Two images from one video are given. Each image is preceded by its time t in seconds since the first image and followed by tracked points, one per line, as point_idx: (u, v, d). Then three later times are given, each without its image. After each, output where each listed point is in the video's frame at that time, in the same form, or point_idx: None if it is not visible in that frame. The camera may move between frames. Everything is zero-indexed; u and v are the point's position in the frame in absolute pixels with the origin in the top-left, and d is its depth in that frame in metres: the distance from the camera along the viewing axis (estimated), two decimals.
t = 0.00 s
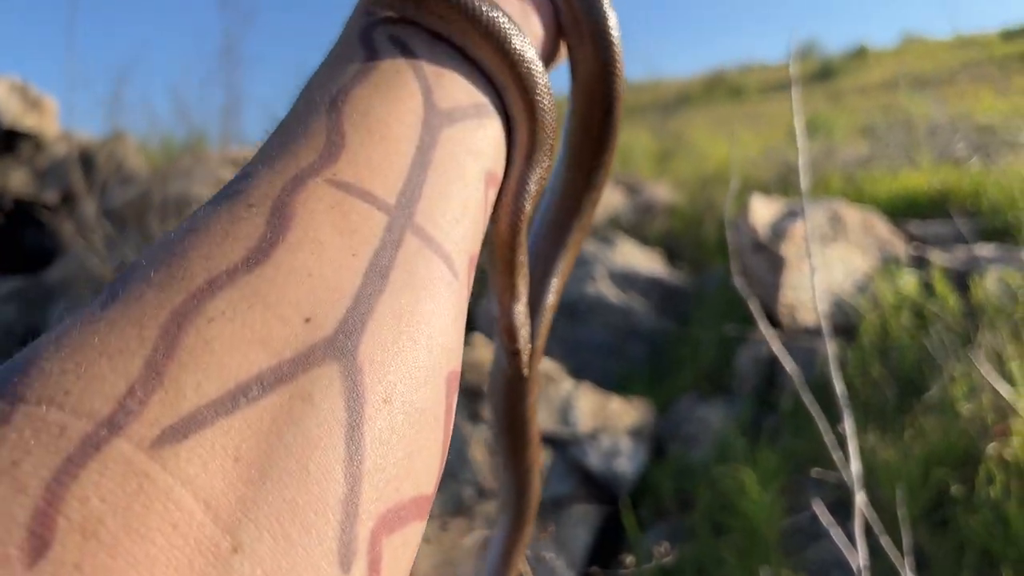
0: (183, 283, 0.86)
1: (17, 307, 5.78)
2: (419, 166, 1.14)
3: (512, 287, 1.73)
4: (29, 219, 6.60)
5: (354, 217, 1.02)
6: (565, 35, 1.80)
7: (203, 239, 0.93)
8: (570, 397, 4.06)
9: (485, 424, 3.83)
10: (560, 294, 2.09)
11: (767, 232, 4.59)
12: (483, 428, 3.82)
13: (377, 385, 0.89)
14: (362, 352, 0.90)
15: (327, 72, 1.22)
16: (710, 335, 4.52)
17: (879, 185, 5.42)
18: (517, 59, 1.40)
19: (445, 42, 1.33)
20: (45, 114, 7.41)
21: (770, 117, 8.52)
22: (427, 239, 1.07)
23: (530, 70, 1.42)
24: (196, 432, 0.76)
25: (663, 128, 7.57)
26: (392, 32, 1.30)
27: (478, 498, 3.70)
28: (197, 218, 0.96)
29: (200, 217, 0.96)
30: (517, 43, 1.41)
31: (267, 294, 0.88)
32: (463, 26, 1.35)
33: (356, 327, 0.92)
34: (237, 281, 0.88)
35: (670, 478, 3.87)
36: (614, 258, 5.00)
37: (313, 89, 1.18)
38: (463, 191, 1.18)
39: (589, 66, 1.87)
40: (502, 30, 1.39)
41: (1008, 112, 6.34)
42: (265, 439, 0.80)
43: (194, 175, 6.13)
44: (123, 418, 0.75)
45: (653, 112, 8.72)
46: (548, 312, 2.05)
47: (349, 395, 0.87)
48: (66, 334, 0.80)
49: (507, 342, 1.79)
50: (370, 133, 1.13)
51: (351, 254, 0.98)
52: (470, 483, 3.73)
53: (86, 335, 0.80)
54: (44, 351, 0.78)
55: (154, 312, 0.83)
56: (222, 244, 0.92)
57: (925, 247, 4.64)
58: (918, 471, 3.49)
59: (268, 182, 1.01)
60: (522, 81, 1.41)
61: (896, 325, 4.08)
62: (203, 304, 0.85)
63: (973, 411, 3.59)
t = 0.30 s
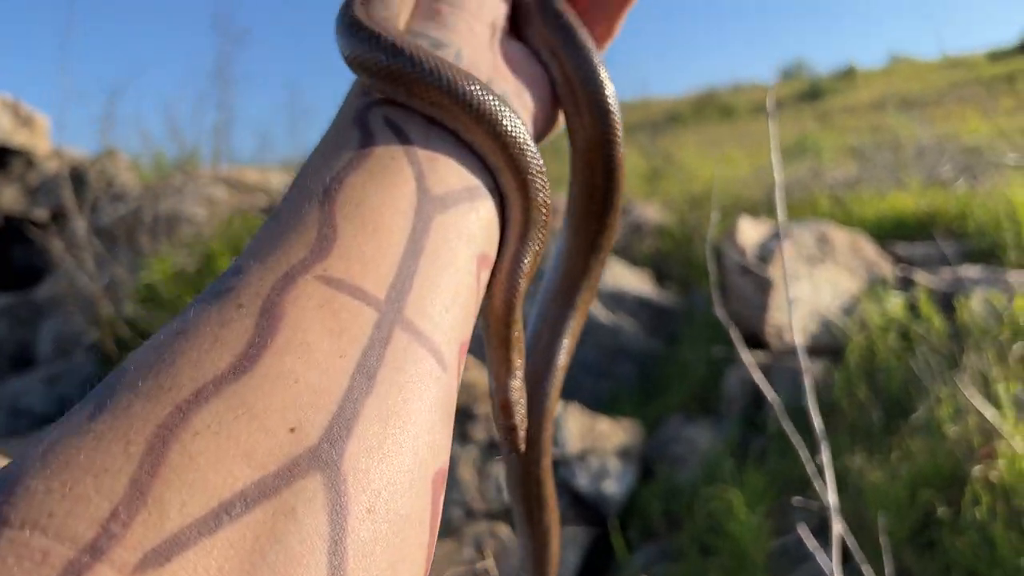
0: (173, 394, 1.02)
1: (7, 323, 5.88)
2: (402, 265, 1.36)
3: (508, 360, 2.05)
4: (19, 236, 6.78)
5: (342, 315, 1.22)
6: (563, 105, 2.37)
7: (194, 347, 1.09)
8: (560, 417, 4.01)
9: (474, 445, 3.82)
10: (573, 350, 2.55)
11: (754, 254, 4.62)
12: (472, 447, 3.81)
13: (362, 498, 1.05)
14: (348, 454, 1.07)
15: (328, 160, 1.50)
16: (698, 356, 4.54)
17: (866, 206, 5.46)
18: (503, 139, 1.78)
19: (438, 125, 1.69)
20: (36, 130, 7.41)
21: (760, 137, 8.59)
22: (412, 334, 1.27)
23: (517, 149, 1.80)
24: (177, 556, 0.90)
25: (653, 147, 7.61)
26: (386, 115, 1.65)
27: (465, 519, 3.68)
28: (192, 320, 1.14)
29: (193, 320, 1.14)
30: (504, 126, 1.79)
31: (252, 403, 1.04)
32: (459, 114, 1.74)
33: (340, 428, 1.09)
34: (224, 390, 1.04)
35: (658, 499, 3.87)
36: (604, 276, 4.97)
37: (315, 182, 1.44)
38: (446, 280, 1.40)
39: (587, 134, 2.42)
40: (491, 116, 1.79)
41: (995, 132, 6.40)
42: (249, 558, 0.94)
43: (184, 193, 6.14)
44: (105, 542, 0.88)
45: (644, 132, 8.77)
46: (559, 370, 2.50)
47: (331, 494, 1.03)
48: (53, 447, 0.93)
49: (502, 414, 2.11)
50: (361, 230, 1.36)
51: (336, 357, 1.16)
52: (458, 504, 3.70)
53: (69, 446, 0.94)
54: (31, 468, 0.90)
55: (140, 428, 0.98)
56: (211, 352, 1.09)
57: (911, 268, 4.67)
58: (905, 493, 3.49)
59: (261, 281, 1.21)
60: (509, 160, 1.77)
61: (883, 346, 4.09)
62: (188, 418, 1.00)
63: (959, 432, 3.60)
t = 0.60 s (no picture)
0: (189, 489, 1.16)
1: None
2: (406, 355, 1.51)
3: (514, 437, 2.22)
4: (14, 248, 6.80)
5: (352, 405, 1.37)
6: (566, 184, 2.72)
7: (208, 440, 1.23)
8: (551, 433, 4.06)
9: (466, 461, 3.86)
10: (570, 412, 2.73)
11: (745, 270, 4.67)
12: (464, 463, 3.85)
13: None
14: (354, 549, 1.20)
15: (342, 243, 1.69)
16: (690, 371, 4.57)
17: (856, 222, 5.51)
18: (509, 224, 2.02)
19: (448, 208, 1.93)
20: (31, 142, 7.45)
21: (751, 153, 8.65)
22: (417, 422, 1.42)
23: (522, 233, 2.04)
24: None
25: (646, 161, 7.65)
26: (394, 199, 1.86)
27: (457, 534, 3.69)
28: (206, 410, 1.28)
29: (205, 411, 1.27)
30: (510, 211, 2.03)
31: (263, 498, 1.18)
32: (469, 201, 1.98)
33: (349, 520, 1.23)
34: (237, 485, 1.18)
35: (648, 513, 3.89)
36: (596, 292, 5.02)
37: (327, 267, 1.61)
38: (449, 365, 1.57)
39: (588, 213, 2.75)
40: (499, 200, 2.02)
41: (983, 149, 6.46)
42: None
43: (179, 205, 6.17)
44: None
45: (637, 147, 8.82)
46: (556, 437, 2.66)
47: None
48: (70, 544, 1.06)
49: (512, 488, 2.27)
50: (371, 317, 1.52)
51: (345, 450, 1.30)
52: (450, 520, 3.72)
53: (85, 543, 1.06)
54: (50, 564, 1.02)
55: (156, 526, 1.10)
56: (224, 445, 1.22)
57: (901, 284, 4.71)
58: (895, 508, 3.51)
59: (274, 370, 1.36)
60: (514, 243, 2.01)
61: (872, 362, 4.13)
62: (202, 513, 1.13)
63: (947, 448, 3.62)
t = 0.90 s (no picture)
0: (188, 536, 1.20)
1: None
2: (405, 398, 1.58)
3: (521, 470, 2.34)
4: (12, 253, 6.82)
5: (352, 449, 1.44)
6: (568, 218, 2.80)
7: (206, 486, 1.29)
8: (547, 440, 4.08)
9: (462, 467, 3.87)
10: (582, 438, 2.85)
11: (740, 278, 4.69)
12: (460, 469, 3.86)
13: None
14: None
15: (344, 279, 1.77)
16: (685, 378, 4.59)
17: (851, 230, 5.54)
18: (512, 259, 2.10)
19: (449, 238, 2.03)
20: (29, 145, 7.45)
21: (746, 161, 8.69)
22: (415, 466, 1.50)
23: (524, 266, 2.12)
24: None
25: (643, 168, 7.68)
26: (397, 233, 1.95)
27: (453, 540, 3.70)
28: (207, 454, 1.34)
29: (206, 454, 1.34)
30: (511, 245, 2.11)
31: (263, 547, 1.23)
32: (474, 235, 2.06)
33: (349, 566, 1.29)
34: (236, 533, 1.23)
35: (643, 521, 3.89)
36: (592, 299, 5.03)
37: (330, 303, 1.69)
38: (446, 407, 1.64)
39: (591, 243, 2.84)
40: (499, 239, 2.10)
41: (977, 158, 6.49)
42: None
43: (175, 211, 6.19)
44: None
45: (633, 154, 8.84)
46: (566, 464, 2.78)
47: None
48: None
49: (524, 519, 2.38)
50: (372, 358, 1.60)
51: (344, 496, 1.37)
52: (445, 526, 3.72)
53: None
54: None
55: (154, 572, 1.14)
56: (223, 493, 1.29)
57: (896, 292, 4.74)
58: (889, 515, 3.52)
59: (274, 412, 1.43)
60: (516, 277, 2.09)
61: (867, 370, 4.16)
62: (201, 561, 1.18)
63: (941, 455, 3.63)
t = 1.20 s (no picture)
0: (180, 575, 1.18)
1: None
2: (400, 432, 1.59)
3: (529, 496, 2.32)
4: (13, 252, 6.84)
5: (346, 486, 1.44)
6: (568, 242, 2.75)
7: (200, 521, 1.27)
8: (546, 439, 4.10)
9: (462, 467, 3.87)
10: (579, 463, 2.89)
11: (740, 278, 4.70)
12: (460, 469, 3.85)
13: None
14: None
15: (342, 306, 1.76)
16: (685, 378, 4.59)
17: (851, 230, 5.54)
18: (515, 287, 2.12)
19: (452, 264, 2.04)
20: (30, 143, 7.45)
21: (747, 162, 8.70)
22: (410, 502, 1.51)
23: (526, 294, 2.13)
24: None
25: (644, 167, 7.69)
26: (398, 258, 1.95)
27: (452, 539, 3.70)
28: (201, 487, 1.33)
29: (200, 487, 1.32)
30: (512, 273, 2.11)
31: None
32: (477, 260, 2.08)
33: None
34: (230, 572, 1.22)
35: (643, 521, 3.89)
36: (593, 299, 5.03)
37: (329, 330, 1.69)
38: (441, 441, 1.64)
39: (593, 268, 2.79)
40: (499, 265, 2.10)
41: (977, 159, 6.50)
42: None
43: (176, 209, 6.19)
44: None
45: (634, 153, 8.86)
46: (565, 483, 2.83)
47: None
48: None
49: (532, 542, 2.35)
50: (370, 390, 1.60)
51: (338, 534, 1.36)
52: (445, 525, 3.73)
53: None
54: None
55: None
56: (217, 529, 1.27)
57: (895, 293, 4.75)
58: (888, 515, 3.52)
59: (269, 444, 1.43)
60: (517, 307, 2.10)
61: (866, 370, 4.16)
62: None
63: (940, 456, 3.63)
